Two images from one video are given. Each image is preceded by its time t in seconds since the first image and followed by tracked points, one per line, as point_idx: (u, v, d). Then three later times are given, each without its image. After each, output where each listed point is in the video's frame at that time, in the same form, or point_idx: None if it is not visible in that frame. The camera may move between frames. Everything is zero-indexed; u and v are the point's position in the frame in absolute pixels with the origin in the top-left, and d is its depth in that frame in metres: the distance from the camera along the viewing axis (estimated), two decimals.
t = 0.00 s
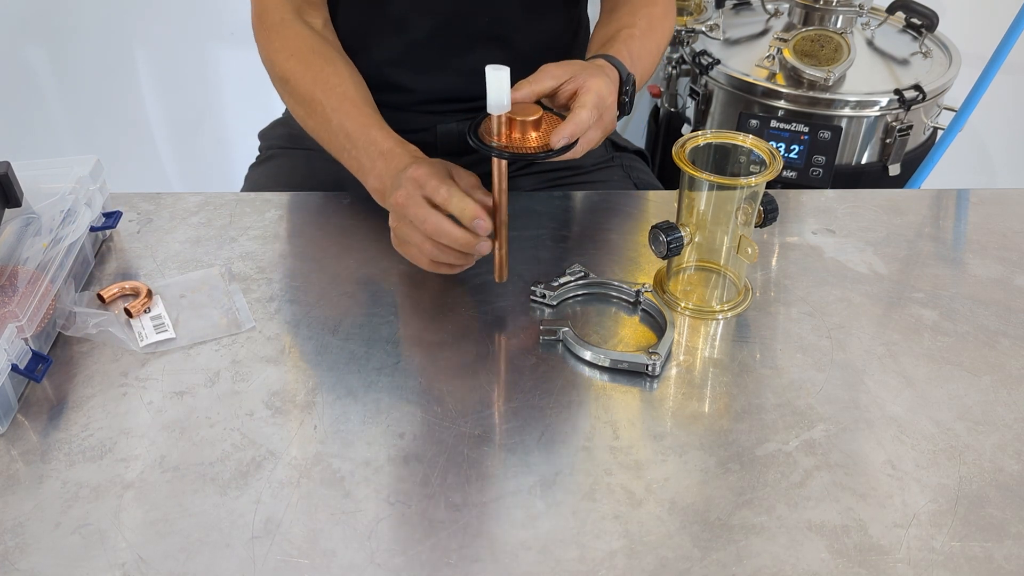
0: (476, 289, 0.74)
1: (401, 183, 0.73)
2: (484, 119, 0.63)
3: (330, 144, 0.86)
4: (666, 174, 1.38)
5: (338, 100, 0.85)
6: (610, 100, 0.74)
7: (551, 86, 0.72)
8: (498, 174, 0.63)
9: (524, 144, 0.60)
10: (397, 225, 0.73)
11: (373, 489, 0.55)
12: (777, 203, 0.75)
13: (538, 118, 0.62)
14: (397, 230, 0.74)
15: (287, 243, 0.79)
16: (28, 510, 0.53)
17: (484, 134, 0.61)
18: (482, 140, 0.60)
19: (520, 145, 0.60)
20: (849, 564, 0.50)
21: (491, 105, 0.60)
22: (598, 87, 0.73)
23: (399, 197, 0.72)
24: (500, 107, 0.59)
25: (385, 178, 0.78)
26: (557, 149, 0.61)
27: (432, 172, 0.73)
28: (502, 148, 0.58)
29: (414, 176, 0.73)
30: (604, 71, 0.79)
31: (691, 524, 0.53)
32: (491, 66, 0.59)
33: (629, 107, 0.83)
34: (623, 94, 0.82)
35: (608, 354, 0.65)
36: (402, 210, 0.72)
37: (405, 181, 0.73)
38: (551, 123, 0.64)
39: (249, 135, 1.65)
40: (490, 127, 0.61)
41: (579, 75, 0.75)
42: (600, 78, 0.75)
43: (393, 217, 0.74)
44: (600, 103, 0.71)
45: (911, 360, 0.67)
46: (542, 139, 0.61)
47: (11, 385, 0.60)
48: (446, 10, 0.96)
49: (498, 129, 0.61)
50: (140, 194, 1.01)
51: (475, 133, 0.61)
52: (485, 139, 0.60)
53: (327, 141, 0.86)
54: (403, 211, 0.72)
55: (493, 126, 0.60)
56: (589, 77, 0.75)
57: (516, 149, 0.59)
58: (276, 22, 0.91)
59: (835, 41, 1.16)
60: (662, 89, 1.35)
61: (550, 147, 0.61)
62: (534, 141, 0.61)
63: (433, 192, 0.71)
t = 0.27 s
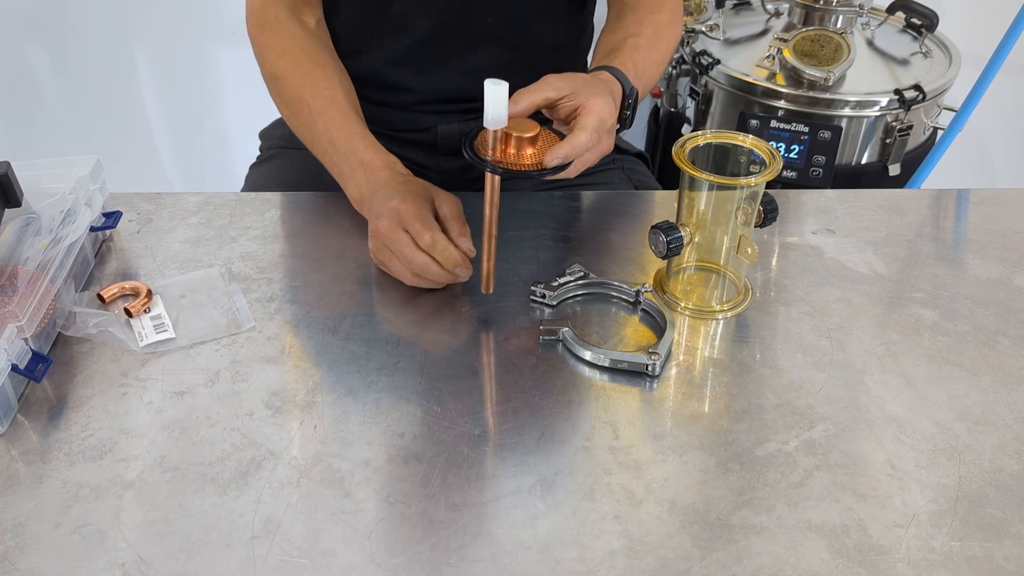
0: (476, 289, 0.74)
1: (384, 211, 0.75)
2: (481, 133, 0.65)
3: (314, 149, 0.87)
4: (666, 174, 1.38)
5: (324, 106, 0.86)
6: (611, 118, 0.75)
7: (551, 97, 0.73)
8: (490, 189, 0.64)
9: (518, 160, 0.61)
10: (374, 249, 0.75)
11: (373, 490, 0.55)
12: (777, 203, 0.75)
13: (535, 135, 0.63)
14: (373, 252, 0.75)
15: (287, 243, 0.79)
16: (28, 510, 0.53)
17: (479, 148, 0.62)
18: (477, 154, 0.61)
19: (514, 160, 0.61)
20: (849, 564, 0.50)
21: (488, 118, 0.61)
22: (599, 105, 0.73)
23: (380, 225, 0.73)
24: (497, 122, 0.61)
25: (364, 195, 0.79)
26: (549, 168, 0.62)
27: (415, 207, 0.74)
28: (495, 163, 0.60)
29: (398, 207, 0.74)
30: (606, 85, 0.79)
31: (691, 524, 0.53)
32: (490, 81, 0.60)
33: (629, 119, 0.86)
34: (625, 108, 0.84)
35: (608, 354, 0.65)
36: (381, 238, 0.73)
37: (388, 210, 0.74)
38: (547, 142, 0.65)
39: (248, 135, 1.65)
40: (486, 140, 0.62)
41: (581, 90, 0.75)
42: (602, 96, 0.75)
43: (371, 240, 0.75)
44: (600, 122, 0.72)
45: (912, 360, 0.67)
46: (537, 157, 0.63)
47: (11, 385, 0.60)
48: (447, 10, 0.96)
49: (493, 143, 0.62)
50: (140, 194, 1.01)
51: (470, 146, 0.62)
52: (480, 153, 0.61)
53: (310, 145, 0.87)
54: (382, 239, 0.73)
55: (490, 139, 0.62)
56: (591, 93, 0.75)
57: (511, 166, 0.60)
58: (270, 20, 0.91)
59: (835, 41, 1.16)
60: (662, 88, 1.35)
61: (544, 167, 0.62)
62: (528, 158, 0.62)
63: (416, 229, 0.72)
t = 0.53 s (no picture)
0: (476, 289, 0.74)
1: (392, 211, 0.75)
2: (483, 151, 0.65)
3: (319, 151, 0.87)
4: (666, 174, 1.38)
5: (331, 108, 0.87)
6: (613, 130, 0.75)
7: (552, 109, 0.73)
8: (495, 208, 0.65)
9: (522, 179, 0.62)
10: (379, 247, 0.75)
11: (373, 490, 0.55)
12: (777, 203, 0.75)
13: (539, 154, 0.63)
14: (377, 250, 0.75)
15: (287, 243, 0.79)
16: (28, 510, 0.53)
17: (482, 167, 0.62)
18: (481, 174, 0.62)
19: (517, 180, 0.61)
20: (849, 564, 0.50)
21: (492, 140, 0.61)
22: (600, 118, 0.73)
23: (388, 224, 0.74)
24: (500, 144, 0.61)
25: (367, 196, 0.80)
26: (552, 186, 0.62)
27: (426, 210, 0.75)
28: (499, 184, 0.60)
29: (407, 208, 0.74)
30: (606, 96, 0.79)
31: (691, 524, 0.53)
32: (493, 104, 0.59)
33: (630, 124, 0.87)
34: (626, 114, 0.85)
35: (608, 354, 0.65)
36: (387, 237, 0.74)
37: (396, 210, 0.75)
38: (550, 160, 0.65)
39: (249, 134, 1.64)
40: (489, 160, 0.62)
41: (582, 101, 0.75)
42: (602, 109, 0.75)
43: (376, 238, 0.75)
44: (601, 136, 0.72)
45: (911, 360, 0.67)
46: (540, 177, 0.63)
47: (11, 385, 0.60)
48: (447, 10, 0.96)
49: (496, 162, 0.62)
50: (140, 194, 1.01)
51: (474, 166, 0.63)
52: (483, 174, 0.62)
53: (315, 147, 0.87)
54: (389, 238, 0.73)
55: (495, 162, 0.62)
56: (592, 105, 0.75)
57: (515, 187, 0.61)
58: (276, 21, 0.91)
59: (835, 41, 1.16)
60: (662, 88, 1.35)
61: (548, 187, 0.62)
62: (531, 177, 0.62)
63: (424, 231, 0.72)
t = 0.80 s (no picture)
0: (476, 289, 0.74)
1: (378, 188, 0.74)
2: (488, 146, 0.65)
3: (306, 129, 0.85)
4: (666, 174, 1.38)
5: (315, 86, 0.85)
6: (616, 122, 0.75)
7: (556, 99, 0.73)
8: (499, 203, 0.65)
9: (525, 174, 0.62)
10: (365, 224, 0.74)
11: (373, 489, 0.55)
12: (776, 203, 0.75)
13: (542, 148, 0.63)
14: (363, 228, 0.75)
15: (287, 243, 0.79)
16: (28, 510, 0.53)
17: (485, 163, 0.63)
18: (484, 168, 0.62)
19: (521, 174, 0.62)
20: (849, 564, 0.50)
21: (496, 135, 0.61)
22: (603, 111, 0.73)
23: (375, 202, 0.73)
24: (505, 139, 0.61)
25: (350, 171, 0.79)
26: (556, 180, 0.62)
27: (412, 184, 0.73)
28: (502, 179, 0.60)
29: (391, 183, 0.73)
30: (610, 89, 0.79)
31: (691, 524, 0.53)
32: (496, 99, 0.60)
33: (635, 119, 0.87)
34: (630, 110, 0.85)
35: (608, 354, 0.65)
36: (373, 215, 0.73)
37: (381, 186, 0.74)
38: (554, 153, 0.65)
39: (248, 134, 1.65)
40: (493, 154, 0.63)
41: (587, 92, 0.75)
42: (607, 102, 0.75)
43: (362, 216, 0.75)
44: (605, 128, 0.72)
45: (911, 360, 0.67)
46: (544, 171, 0.63)
47: (11, 385, 0.60)
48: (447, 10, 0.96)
49: (500, 156, 0.62)
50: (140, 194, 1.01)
51: (477, 160, 0.63)
52: (487, 168, 0.62)
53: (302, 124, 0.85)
54: (375, 217, 0.73)
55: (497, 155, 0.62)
56: (596, 96, 0.75)
57: (518, 181, 0.61)
58: (270, 11, 0.91)
59: (835, 41, 1.15)
60: (662, 88, 1.35)
61: (552, 181, 0.62)
62: (535, 172, 0.62)
63: (409, 206, 0.71)
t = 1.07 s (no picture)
0: (476, 289, 0.74)
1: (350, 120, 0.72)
2: (491, 144, 0.65)
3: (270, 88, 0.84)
4: (666, 174, 1.38)
5: (285, 44, 0.84)
6: (619, 123, 0.75)
7: (561, 100, 0.73)
8: (501, 199, 0.65)
9: (528, 172, 0.62)
10: (355, 138, 0.71)
11: (373, 489, 0.55)
12: (777, 203, 0.75)
13: (546, 146, 0.63)
14: (350, 141, 0.72)
15: (287, 243, 0.79)
16: (27, 510, 0.53)
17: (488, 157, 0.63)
18: (488, 167, 0.62)
19: (524, 173, 0.62)
20: (849, 564, 0.50)
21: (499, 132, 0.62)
22: (608, 112, 0.73)
23: (375, 113, 0.70)
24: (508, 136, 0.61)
25: (333, 94, 0.76)
26: (560, 179, 0.62)
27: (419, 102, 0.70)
28: (506, 177, 0.61)
29: (396, 99, 0.70)
30: (614, 88, 0.79)
31: (691, 524, 0.53)
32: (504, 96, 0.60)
33: (637, 120, 0.87)
34: (633, 110, 0.85)
35: (608, 354, 0.65)
36: (369, 128, 0.70)
37: (383, 101, 0.70)
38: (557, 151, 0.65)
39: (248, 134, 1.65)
40: (497, 153, 0.63)
41: (591, 93, 0.75)
42: (611, 102, 0.75)
43: (353, 128, 0.71)
44: (608, 128, 0.72)
45: (911, 360, 0.67)
46: (547, 169, 0.63)
47: (11, 385, 0.60)
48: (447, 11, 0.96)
49: (503, 154, 0.62)
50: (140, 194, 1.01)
51: (481, 159, 0.63)
52: (491, 166, 0.62)
53: (268, 84, 0.84)
54: (349, 147, 0.73)
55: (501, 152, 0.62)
56: (600, 96, 0.75)
57: (521, 180, 0.61)
58: None
59: (835, 41, 1.15)
60: (662, 88, 1.35)
61: (555, 179, 0.62)
62: (538, 170, 0.63)
63: (415, 120, 0.68)
